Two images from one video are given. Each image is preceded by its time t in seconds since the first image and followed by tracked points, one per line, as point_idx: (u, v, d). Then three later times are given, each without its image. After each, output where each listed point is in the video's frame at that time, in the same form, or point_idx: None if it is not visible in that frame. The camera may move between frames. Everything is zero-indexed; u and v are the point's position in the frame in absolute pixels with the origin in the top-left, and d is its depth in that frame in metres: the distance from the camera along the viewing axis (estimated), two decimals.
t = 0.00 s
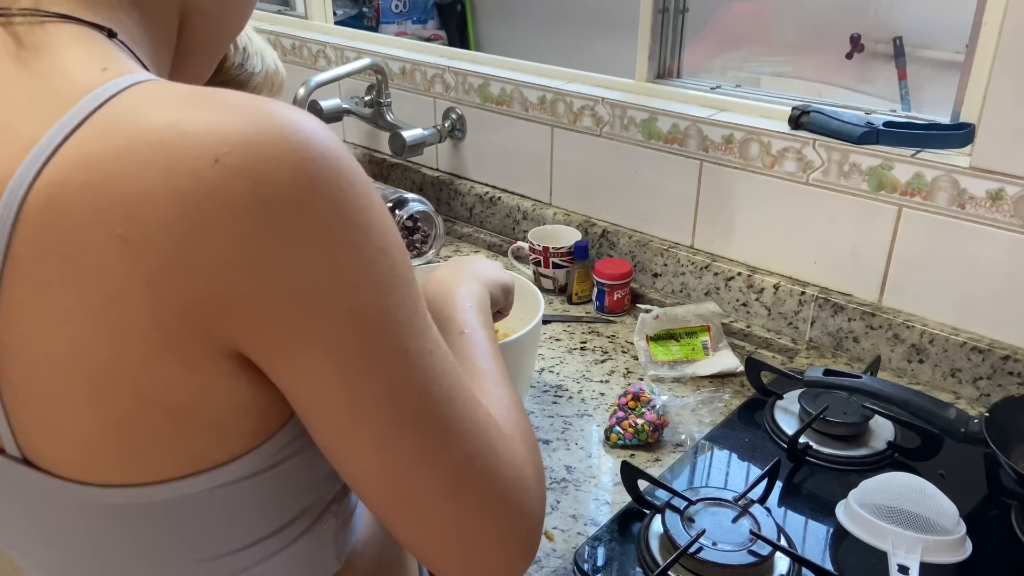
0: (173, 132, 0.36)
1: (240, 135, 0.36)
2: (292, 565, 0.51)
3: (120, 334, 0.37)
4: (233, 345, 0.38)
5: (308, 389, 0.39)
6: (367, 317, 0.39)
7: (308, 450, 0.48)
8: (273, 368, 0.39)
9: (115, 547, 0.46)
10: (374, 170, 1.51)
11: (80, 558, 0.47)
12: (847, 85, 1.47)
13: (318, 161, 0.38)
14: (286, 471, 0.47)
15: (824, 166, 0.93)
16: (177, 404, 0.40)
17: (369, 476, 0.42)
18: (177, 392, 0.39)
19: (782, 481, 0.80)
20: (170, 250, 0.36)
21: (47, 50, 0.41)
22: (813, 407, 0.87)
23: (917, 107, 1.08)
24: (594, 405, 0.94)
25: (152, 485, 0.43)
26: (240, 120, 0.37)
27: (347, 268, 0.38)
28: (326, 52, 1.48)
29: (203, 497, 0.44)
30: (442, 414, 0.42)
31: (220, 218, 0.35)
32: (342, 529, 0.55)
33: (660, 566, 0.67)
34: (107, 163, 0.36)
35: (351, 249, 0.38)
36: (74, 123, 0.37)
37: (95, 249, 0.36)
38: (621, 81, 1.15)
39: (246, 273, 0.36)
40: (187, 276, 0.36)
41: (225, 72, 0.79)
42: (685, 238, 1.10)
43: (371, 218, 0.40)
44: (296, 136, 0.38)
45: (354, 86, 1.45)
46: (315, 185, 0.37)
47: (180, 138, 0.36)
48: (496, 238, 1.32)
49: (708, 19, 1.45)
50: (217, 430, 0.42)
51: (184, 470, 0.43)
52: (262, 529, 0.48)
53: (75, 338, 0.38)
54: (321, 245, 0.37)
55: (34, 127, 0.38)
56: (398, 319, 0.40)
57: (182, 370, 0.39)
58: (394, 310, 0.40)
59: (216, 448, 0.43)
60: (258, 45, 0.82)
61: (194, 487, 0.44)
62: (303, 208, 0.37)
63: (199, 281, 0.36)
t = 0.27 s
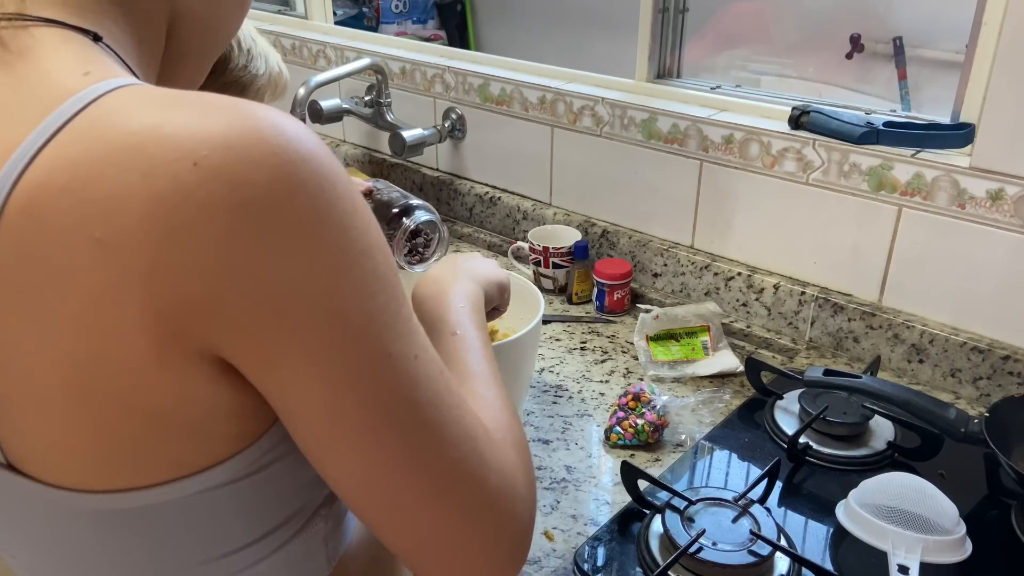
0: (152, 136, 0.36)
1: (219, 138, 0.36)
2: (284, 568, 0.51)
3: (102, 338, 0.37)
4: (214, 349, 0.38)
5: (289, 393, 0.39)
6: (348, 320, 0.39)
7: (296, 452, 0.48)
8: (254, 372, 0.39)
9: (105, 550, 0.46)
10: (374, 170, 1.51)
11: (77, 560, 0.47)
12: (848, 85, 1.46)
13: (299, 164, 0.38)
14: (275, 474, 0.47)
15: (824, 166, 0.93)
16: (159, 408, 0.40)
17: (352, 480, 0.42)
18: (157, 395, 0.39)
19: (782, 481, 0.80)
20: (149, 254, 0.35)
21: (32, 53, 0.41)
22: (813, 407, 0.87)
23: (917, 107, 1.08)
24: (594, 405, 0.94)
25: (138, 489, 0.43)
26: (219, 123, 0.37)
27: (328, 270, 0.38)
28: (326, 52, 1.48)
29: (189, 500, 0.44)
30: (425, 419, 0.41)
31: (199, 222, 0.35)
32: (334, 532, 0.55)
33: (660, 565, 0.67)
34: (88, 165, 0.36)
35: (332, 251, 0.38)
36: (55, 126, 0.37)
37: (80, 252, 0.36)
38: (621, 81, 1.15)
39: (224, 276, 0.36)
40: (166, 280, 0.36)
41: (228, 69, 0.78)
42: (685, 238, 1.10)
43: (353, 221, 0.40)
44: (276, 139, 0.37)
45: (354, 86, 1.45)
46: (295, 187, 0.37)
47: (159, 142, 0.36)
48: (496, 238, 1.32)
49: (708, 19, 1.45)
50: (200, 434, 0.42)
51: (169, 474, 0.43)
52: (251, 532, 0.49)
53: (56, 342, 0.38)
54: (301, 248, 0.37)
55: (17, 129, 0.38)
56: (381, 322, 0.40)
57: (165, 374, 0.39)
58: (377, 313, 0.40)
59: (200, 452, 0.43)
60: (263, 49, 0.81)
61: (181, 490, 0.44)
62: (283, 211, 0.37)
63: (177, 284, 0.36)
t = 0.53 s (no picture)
0: (139, 145, 0.36)
1: (206, 147, 0.36)
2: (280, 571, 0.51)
3: (90, 346, 0.38)
4: (202, 357, 0.38)
5: (277, 402, 0.39)
6: (336, 329, 0.38)
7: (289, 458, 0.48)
8: (242, 380, 0.39)
9: (99, 557, 0.46)
10: (374, 170, 1.51)
11: (74, 562, 0.47)
12: (848, 85, 1.46)
13: (286, 173, 0.38)
14: (268, 478, 0.47)
15: (824, 167, 0.93)
16: (147, 418, 0.40)
17: (342, 489, 0.41)
18: (146, 405, 0.39)
19: (782, 481, 0.80)
20: (137, 263, 0.36)
21: (20, 62, 0.41)
22: (813, 407, 0.87)
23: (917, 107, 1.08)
24: (594, 405, 0.94)
25: (129, 497, 0.43)
26: (206, 131, 0.37)
27: (316, 279, 0.38)
28: (326, 52, 1.48)
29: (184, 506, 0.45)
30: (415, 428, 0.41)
31: (185, 231, 0.35)
32: (330, 535, 0.55)
33: (660, 565, 0.67)
34: (75, 173, 0.36)
35: (321, 259, 0.38)
36: (43, 134, 0.38)
37: (72, 257, 0.36)
38: (621, 81, 1.15)
39: (211, 285, 0.36)
40: (154, 289, 0.36)
41: (226, 70, 0.78)
42: (685, 238, 1.10)
43: (343, 229, 0.39)
44: (264, 147, 0.37)
45: (354, 86, 1.45)
46: (283, 196, 0.37)
47: (145, 151, 0.36)
48: (496, 238, 1.32)
49: (708, 19, 1.45)
50: (190, 442, 0.42)
51: (159, 483, 0.43)
52: (245, 537, 0.49)
53: (45, 351, 0.38)
54: (288, 257, 0.37)
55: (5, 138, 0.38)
56: (371, 330, 0.40)
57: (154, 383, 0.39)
58: (366, 321, 0.40)
59: (191, 460, 0.43)
60: (263, 50, 0.81)
61: (173, 498, 0.44)
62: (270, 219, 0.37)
63: (164, 293, 0.36)
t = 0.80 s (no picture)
0: (146, 143, 0.36)
1: (213, 146, 0.36)
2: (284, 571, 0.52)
3: (97, 346, 0.37)
4: (208, 356, 0.38)
5: (284, 400, 0.39)
6: (343, 327, 0.39)
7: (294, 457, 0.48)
8: (249, 379, 0.39)
9: (103, 557, 0.46)
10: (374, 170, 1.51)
11: (75, 563, 0.46)
12: (848, 85, 1.46)
13: (293, 172, 0.38)
14: (274, 478, 0.47)
15: (824, 167, 0.93)
16: (154, 417, 0.40)
17: (348, 487, 0.42)
18: (153, 404, 0.39)
19: (782, 481, 0.80)
20: (144, 262, 0.35)
21: (23, 61, 0.41)
22: (813, 407, 0.87)
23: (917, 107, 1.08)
24: (594, 405, 0.94)
25: (133, 497, 0.43)
26: (213, 131, 0.37)
27: (322, 278, 0.38)
28: (326, 52, 1.48)
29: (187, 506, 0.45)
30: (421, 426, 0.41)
31: (192, 230, 0.35)
32: (331, 535, 0.55)
33: (660, 565, 0.67)
34: (82, 173, 0.36)
35: (326, 257, 0.38)
36: (48, 134, 0.37)
37: (77, 256, 0.36)
38: (621, 81, 1.15)
39: (218, 284, 0.36)
40: (160, 288, 0.36)
41: (223, 71, 0.78)
42: (685, 238, 1.10)
43: (349, 227, 0.39)
44: (270, 145, 0.37)
45: (354, 86, 1.45)
46: (289, 195, 0.37)
47: (152, 150, 0.36)
48: (496, 238, 1.32)
49: (707, 19, 1.45)
50: (195, 441, 0.42)
51: (164, 482, 0.43)
52: (248, 539, 0.49)
53: (50, 350, 0.38)
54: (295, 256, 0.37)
55: (10, 139, 0.38)
56: (376, 328, 0.40)
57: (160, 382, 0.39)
58: (371, 320, 0.40)
59: (196, 459, 0.43)
60: (261, 52, 0.81)
61: (178, 498, 0.44)
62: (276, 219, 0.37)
63: (171, 293, 0.36)
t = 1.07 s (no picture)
0: (155, 146, 0.36)
1: (222, 148, 0.36)
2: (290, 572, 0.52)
3: (106, 349, 0.37)
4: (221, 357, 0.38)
5: (298, 399, 0.39)
6: (355, 325, 0.39)
7: (301, 458, 0.48)
8: (262, 378, 0.39)
9: (106, 561, 0.46)
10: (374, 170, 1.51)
11: (75, 565, 0.46)
12: (848, 84, 1.46)
13: (303, 172, 0.38)
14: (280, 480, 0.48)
15: (824, 166, 0.93)
16: (164, 419, 0.40)
17: (364, 484, 0.42)
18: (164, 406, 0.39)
19: (782, 481, 0.80)
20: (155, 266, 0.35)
21: (26, 64, 0.41)
22: (813, 407, 0.87)
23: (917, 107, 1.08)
24: (594, 405, 0.94)
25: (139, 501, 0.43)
26: (223, 134, 0.37)
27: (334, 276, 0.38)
28: (326, 52, 1.48)
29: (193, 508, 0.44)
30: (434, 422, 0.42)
31: (205, 232, 0.35)
32: (334, 536, 0.55)
33: (660, 565, 0.67)
34: (93, 176, 0.36)
35: (336, 256, 0.38)
36: (53, 137, 0.37)
37: (81, 259, 0.36)
38: (621, 81, 1.15)
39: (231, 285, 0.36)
40: (173, 291, 0.36)
41: (223, 72, 0.78)
42: (685, 238, 1.10)
43: (357, 226, 0.40)
44: (279, 146, 0.37)
45: (354, 86, 1.45)
46: (299, 195, 0.37)
47: (162, 153, 0.36)
48: (496, 238, 1.32)
49: (707, 19, 1.45)
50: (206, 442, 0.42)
51: (171, 485, 0.43)
52: (255, 541, 0.49)
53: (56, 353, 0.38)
54: (307, 255, 0.37)
55: (14, 144, 0.38)
56: (385, 325, 0.40)
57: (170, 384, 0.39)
58: (382, 317, 0.40)
59: (206, 460, 0.43)
60: (261, 53, 0.81)
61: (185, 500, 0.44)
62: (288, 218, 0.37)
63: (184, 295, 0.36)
